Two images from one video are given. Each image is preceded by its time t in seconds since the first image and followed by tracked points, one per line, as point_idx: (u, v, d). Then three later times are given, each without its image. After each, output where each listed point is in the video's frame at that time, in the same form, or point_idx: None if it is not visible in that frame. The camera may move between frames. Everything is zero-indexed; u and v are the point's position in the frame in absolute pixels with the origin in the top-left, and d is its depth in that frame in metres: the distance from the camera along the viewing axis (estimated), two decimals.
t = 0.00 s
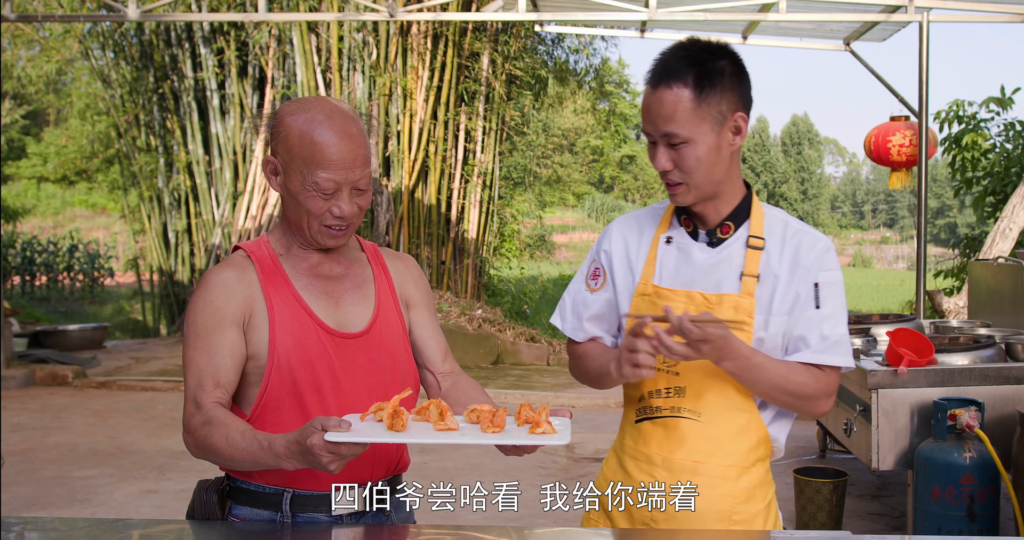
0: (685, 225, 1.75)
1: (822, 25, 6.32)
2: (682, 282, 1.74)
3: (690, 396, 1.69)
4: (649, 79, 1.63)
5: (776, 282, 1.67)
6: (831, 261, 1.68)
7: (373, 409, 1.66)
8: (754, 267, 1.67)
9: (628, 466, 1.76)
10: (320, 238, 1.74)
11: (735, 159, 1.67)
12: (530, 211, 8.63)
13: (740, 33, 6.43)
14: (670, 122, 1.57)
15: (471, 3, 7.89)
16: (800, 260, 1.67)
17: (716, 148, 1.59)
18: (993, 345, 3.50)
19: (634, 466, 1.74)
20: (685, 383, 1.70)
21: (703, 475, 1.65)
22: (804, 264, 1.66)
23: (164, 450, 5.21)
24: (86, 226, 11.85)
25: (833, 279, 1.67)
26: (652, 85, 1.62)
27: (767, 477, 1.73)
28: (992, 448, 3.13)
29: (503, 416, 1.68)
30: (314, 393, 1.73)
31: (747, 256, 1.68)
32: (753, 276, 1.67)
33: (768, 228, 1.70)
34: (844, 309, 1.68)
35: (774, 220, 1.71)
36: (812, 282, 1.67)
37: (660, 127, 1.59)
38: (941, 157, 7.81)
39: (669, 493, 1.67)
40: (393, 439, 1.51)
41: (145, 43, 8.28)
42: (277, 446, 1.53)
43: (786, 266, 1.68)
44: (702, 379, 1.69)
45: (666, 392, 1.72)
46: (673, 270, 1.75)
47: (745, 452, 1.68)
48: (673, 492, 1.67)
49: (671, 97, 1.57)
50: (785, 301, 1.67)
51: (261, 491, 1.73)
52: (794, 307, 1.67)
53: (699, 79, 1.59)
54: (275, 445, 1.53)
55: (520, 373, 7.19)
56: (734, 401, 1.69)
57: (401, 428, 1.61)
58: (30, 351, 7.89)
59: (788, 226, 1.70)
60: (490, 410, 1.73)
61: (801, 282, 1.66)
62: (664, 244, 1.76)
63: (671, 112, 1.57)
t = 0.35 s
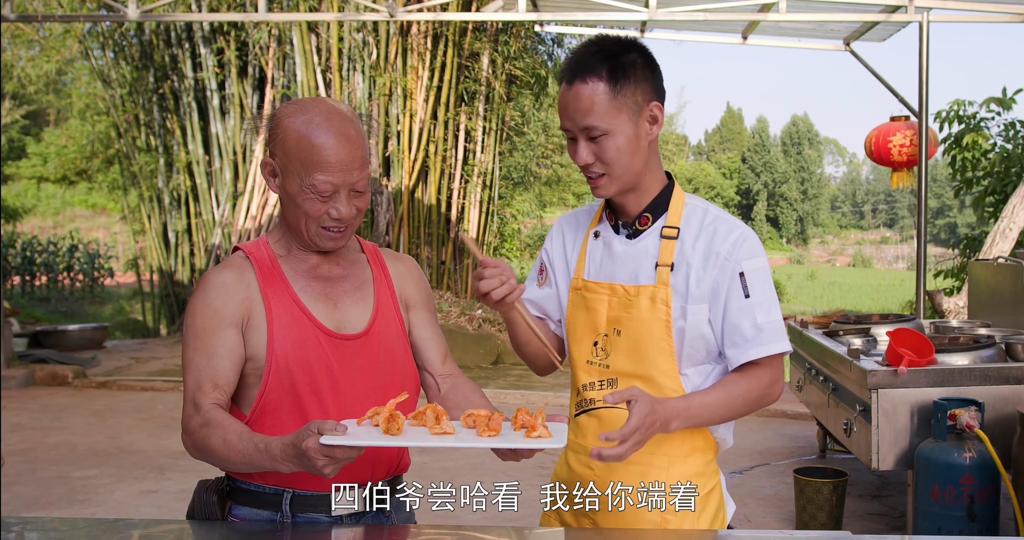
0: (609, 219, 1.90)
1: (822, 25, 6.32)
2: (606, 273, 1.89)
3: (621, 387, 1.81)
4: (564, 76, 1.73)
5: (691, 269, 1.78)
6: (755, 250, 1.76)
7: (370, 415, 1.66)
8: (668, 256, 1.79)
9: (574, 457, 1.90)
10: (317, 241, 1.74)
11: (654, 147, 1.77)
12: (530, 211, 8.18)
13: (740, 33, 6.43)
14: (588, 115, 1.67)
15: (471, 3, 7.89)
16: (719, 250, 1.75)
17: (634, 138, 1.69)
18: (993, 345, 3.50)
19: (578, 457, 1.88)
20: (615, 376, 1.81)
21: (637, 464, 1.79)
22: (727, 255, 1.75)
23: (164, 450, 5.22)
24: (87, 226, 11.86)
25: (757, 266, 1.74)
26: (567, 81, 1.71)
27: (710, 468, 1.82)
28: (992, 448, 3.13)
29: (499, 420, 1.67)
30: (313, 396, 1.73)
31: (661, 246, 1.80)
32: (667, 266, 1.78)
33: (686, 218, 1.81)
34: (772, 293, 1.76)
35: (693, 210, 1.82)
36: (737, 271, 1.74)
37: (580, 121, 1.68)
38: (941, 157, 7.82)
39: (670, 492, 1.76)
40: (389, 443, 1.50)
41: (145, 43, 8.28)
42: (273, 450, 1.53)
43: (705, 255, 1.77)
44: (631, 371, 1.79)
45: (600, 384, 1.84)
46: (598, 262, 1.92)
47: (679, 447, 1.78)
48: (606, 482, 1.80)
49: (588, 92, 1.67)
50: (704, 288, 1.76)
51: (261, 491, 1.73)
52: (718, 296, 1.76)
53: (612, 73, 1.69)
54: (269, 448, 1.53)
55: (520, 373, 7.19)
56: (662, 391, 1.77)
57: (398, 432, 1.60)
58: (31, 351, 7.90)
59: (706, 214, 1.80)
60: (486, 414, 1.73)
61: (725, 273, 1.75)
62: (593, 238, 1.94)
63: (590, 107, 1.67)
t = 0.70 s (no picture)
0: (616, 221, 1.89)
1: (822, 25, 6.32)
2: (605, 279, 1.88)
3: (611, 393, 1.83)
4: (574, 74, 1.73)
5: (680, 291, 1.74)
6: (745, 281, 1.70)
7: (363, 421, 1.66)
8: (662, 275, 1.76)
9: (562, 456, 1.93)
10: (315, 243, 1.74)
11: (660, 157, 1.75)
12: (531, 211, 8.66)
13: (740, 33, 6.43)
14: (590, 118, 1.66)
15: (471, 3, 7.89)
16: (708, 273, 1.71)
17: (637, 145, 1.68)
18: (993, 345, 3.50)
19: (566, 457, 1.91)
20: (607, 382, 1.83)
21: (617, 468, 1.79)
22: (714, 282, 1.70)
23: (164, 450, 5.21)
24: (87, 227, 11.89)
25: (745, 299, 1.68)
26: (575, 81, 1.71)
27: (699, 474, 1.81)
28: (992, 448, 3.13)
29: (492, 429, 1.66)
30: (311, 397, 1.73)
31: (657, 262, 1.77)
32: (659, 284, 1.76)
33: (688, 234, 1.78)
34: (761, 329, 1.69)
35: (696, 226, 1.78)
36: (723, 301, 1.69)
37: (582, 123, 1.68)
38: (941, 157, 7.83)
39: (670, 492, 1.76)
40: (379, 449, 1.51)
41: (145, 43, 8.28)
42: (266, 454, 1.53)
43: (695, 278, 1.73)
44: (619, 380, 1.81)
45: (592, 388, 1.86)
46: (600, 266, 1.91)
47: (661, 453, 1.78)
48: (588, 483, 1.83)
49: (591, 93, 1.67)
50: (690, 313, 1.73)
51: (261, 491, 1.73)
52: (703, 323, 1.72)
53: (619, 75, 1.68)
54: (260, 454, 1.54)
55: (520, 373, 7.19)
56: (649, 401, 1.77)
57: (389, 440, 1.60)
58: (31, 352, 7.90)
59: (707, 232, 1.76)
60: (479, 424, 1.72)
61: (710, 301, 1.70)
62: (600, 238, 1.93)
63: (592, 110, 1.66)
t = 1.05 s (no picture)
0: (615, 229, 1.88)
1: (822, 25, 6.32)
2: (603, 288, 1.87)
3: (608, 403, 1.83)
4: (581, 78, 1.73)
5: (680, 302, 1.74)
6: (745, 292, 1.70)
7: (362, 415, 1.69)
8: (663, 285, 1.76)
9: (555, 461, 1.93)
10: (294, 244, 1.72)
11: (663, 164, 1.75)
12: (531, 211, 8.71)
13: (740, 33, 6.43)
14: (593, 123, 1.67)
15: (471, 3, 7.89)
16: (708, 284, 1.71)
17: (640, 153, 1.68)
18: (993, 345, 3.50)
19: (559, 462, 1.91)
20: (603, 392, 1.83)
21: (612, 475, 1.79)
22: (714, 292, 1.70)
23: (164, 450, 5.21)
24: (87, 227, 11.89)
25: (744, 311, 1.69)
26: (581, 84, 1.71)
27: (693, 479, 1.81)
28: (992, 448, 3.13)
29: (490, 417, 1.70)
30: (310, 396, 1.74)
31: (657, 272, 1.77)
32: (660, 295, 1.76)
33: (688, 244, 1.77)
34: (758, 342, 1.70)
35: (696, 235, 1.77)
36: (723, 313, 1.69)
37: (585, 128, 1.68)
38: (941, 157, 7.83)
39: (669, 493, 1.77)
40: (378, 440, 1.51)
41: (145, 43, 8.27)
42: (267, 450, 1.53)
43: (695, 289, 1.73)
44: (616, 390, 1.80)
45: (588, 397, 1.86)
46: (598, 274, 1.90)
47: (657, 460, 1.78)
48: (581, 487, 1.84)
49: (596, 98, 1.67)
50: (689, 324, 1.73)
51: (261, 491, 1.73)
52: (701, 336, 1.72)
53: (626, 82, 1.68)
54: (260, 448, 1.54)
55: (520, 373, 7.19)
56: (647, 411, 1.77)
57: (387, 431, 1.63)
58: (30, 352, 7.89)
59: (707, 241, 1.75)
60: (477, 413, 1.74)
61: (710, 312, 1.70)
62: (597, 246, 1.92)
63: (592, 115, 1.67)
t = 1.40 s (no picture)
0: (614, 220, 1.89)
1: (822, 25, 6.32)
2: (602, 279, 1.89)
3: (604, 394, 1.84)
4: (582, 69, 1.74)
5: (682, 290, 1.75)
6: (747, 277, 1.70)
7: (376, 389, 1.66)
8: (664, 273, 1.77)
9: (553, 459, 1.93)
10: (279, 245, 1.71)
11: (664, 153, 1.76)
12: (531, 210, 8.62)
13: (740, 33, 6.43)
14: (596, 111, 1.67)
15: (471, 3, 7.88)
16: (710, 269, 1.72)
17: (642, 141, 1.69)
18: (993, 345, 3.50)
19: (556, 460, 1.91)
20: (598, 383, 1.85)
21: (609, 471, 1.80)
22: (716, 278, 1.71)
23: (164, 450, 5.21)
24: (87, 226, 11.88)
25: (747, 296, 1.69)
26: (583, 74, 1.72)
27: (689, 478, 1.83)
28: (993, 448, 3.12)
29: (506, 391, 1.67)
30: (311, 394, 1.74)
31: (658, 261, 1.78)
32: (661, 283, 1.77)
33: (688, 232, 1.78)
34: (761, 327, 1.71)
35: (696, 224, 1.79)
36: (726, 297, 1.70)
37: (586, 115, 1.69)
38: (941, 157, 7.84)
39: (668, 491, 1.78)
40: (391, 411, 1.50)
41: (145, 43, 8.28)
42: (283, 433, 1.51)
43: (697, 275, 1.74)
44: (613, 380, 1.82)
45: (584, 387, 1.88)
46: (597, 265, 1.91)
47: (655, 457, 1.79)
48: (580, 483, 1.84)
49: (599, 86, 1.68)
50: (691, 311, 1.74)
51: (263, 489, 1.74)
52: (703, 322, 1.72)
53: (627, 69, 1.69)
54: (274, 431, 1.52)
55: (520, 373, 7.19)
56: (643, 403, 1.78)
57: (402, 405, 1.59)
58: (31, 351, 7.89)
59: (708, 229, 1.77)
60: (493, 387, 1.72)
61: (712, 297, 1.71)
62: (597, 238, 1.93)
63: (597, 103, 1.67)
